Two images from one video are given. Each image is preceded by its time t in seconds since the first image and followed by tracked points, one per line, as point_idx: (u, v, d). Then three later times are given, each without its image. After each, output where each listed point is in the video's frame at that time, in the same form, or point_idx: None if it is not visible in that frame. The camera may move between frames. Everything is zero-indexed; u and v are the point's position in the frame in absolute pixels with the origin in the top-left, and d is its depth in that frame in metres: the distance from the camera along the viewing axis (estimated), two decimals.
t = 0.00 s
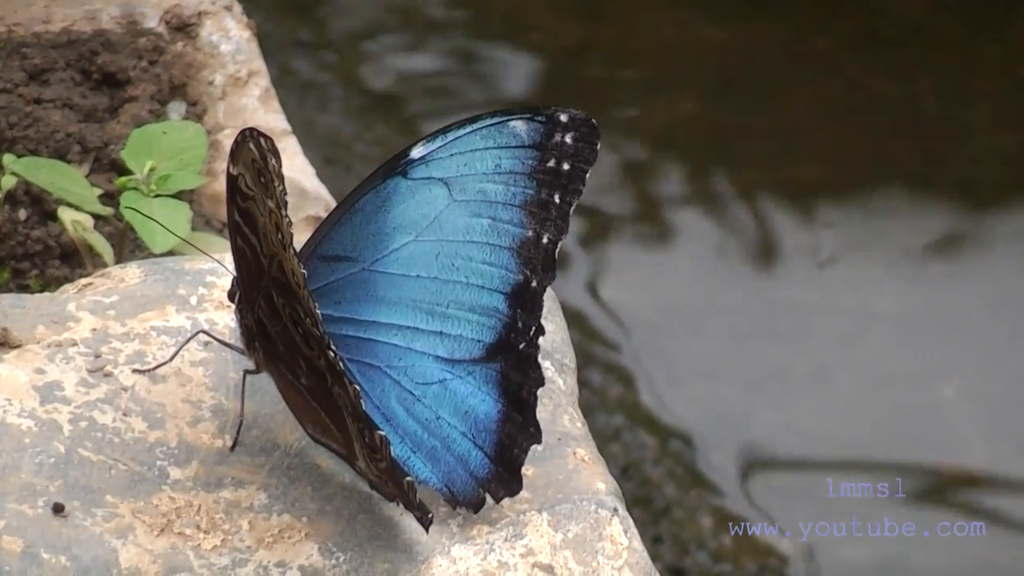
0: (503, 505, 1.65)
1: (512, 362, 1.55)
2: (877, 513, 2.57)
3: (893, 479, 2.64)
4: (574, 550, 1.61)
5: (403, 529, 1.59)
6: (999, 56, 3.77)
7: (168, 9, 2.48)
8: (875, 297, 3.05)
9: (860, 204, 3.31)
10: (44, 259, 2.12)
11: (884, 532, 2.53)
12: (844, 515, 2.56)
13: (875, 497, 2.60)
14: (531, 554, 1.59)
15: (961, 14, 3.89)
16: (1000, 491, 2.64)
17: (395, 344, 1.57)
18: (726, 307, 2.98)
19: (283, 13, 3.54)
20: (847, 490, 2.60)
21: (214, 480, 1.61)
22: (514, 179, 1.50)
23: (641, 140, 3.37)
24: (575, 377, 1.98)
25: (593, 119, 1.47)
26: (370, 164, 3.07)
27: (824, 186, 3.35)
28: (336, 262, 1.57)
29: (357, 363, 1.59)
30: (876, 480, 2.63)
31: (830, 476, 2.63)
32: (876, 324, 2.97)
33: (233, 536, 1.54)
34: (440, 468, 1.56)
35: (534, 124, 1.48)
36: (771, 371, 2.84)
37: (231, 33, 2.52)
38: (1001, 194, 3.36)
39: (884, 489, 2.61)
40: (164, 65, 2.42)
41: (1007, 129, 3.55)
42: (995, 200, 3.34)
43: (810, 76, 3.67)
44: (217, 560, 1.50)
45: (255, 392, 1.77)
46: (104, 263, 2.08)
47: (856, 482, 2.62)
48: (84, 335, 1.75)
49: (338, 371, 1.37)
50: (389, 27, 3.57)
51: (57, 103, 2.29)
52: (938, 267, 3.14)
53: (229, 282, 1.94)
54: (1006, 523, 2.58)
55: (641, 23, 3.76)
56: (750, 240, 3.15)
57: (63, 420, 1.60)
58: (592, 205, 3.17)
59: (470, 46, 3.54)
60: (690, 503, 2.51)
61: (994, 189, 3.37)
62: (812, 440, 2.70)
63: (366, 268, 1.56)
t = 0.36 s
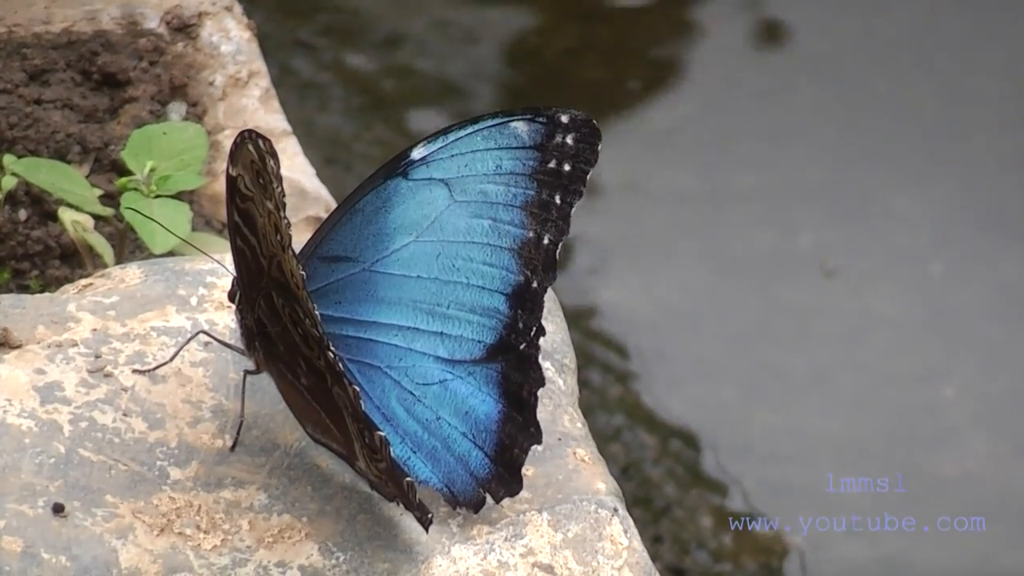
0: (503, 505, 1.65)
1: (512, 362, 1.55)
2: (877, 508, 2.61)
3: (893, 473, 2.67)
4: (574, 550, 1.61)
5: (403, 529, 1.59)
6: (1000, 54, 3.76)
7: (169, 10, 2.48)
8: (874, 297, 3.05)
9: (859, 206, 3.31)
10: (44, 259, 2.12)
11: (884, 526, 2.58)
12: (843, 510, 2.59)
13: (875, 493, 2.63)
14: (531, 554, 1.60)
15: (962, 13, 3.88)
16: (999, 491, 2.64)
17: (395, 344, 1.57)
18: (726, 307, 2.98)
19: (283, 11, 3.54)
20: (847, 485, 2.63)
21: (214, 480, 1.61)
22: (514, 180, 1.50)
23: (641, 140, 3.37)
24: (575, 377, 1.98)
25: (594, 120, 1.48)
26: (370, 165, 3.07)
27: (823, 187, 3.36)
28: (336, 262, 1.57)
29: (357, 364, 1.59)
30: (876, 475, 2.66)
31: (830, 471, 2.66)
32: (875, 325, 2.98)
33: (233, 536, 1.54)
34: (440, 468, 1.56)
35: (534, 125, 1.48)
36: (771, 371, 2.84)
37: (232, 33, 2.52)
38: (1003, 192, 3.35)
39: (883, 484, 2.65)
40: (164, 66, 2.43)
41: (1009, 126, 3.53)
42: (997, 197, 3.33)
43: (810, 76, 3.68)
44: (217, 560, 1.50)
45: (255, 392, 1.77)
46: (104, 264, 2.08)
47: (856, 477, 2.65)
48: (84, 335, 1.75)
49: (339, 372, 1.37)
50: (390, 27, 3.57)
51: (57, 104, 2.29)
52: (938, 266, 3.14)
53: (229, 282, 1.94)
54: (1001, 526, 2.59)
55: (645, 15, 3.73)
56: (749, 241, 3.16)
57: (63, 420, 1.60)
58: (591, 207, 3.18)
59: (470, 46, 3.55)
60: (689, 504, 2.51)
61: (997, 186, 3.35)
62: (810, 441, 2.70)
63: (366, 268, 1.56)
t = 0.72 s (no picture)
0: (503, 504, 1.65)
1: (513, 362, 1.55)
2: (878, 502, 2.61)
3: (893, 468, 2.66)
4: (575, 549, 1.61)
5: (404, 528, 1.59)
6: (1000, 51, 3.76)
7: (169, 9, 2.48)
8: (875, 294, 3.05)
9: (860, 204, 3.31)
10: (45, 258, 2.12)
11: (884, 521, 2.58)
12: (843, 504, 2.59)
13: (874, 488, 2.62)
14: (531, 553, 1.59)
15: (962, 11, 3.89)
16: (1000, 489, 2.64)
17: (396, 343, 1.57)
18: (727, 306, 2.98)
19: (283, 11, 3.54)
20: (847, 479, 2.63)
21: (215, 479, 1.61)
22: (515, 179, 1.50)
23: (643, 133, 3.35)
24: (576, 377, 1.98)
25: (595, 119, 1.48)
26: (370, 164, 3.07)
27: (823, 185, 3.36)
28: (337, 262, 1.57)
29: (358, 363, 1.58)
30: (876, 469, 2.66)
31: (831, 466, 2.65)
32: (876, 323, 2.97)
33: (234, 535, 1.54)
34: (441, 468, 1.56)
35: (536, 124, 1.48)
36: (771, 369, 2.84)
37: (232, 32, 2.52)
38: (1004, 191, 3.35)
39: (883, 479, 2.64)
40: (165, 65, 2.43)
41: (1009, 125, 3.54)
42: (996, 198, 3.34)
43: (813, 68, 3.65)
44: (218, 560, 1.50)
45: (256, 391, 1.77)
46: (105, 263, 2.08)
47: (856, 472, 2.64)
48: (85, 334, 1.75)
49: (339, 372, 1.37)
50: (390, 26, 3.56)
51: (57, 103, 2.29)
52: (938, 265, 3.15)
53: (229, 281, 1.94)
54: (1003, 525, 2.59)
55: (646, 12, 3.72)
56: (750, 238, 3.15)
57: (63, 420, 1.60)
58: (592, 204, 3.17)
59: (470, 44, 3.54)
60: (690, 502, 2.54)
61: (996, 187, 3.37)
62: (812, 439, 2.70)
63: (367, 267, 1.56)
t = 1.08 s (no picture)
0: (504, 504, 1.65)
1: (514, 362, 1.55)
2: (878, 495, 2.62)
3: (893, 463, 2.66)
4: (575, 549, 1.61)
5: (404, 528, 1.59)
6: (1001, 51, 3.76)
7: (169, 9, 2.48)
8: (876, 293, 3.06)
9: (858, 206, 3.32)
10: (45, 258, 2.12)
11: (884, 516, 2.58)
12: (844, 497, 2.60)
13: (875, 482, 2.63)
14: (531, 553, 1.60)
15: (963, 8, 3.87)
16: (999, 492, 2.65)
17: (397, 343, 1.57)
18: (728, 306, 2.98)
19: (283, 11, 3.55)
20: (847, 475, 2.64)
21: (215, 479, 1.61)
22: (516, 180, 1.50)
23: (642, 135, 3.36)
24: (577, 377, 1.98)
25: (596, 120, 1.48)
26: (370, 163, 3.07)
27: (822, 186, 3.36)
28: (337, 262, 1.57)
29: (359, 363, 1.59)
30: (876, 464, 2.66)
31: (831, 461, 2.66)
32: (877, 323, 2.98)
33: (234, 535, 1.54)
34: (442, 468, 1.56)
35: (536, 125, 1.49)
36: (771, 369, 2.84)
37: (233, 32, 2.52)
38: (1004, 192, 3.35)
39: (883, 474, 2.64)
40: (165, 65, 2.43)
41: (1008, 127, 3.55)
42: (993, 199, 3.34)
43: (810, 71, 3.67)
44: (218, 560, 1.50)
45: (256, 391, 1.77)
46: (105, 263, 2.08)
47: (856, 467, 2.65)
48: (85, 334, 1.75)
49: (338, 372, 1.37)
50: (390, 25, 3.56)
51: (57, 103, 2.29)
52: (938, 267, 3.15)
53: (230, 281, 1.94)
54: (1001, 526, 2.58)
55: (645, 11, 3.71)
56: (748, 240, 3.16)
57: (64, 419, 1.60)
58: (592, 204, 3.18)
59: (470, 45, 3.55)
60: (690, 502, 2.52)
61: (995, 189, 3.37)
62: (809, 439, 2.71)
63: (368, 267, 1.56)
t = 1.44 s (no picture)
0: (504, 507, 1.65)
1: (514, 365, 1.55)
2: (877, 490, 2.62)
3: (892, 458, 2.67)
4: (575, 552, 1.61)
5: (404, 530, 1.59)
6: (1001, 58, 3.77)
7: (169, 11, 2.48)
8: (877, 296, 3.06)
9: (860, 207, 3.30)
10: (45, 260, 2.12)
11: (884, 511, 2.58)
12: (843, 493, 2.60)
13: (874, 476, 2.63)
14: (531, 555, 1.59)
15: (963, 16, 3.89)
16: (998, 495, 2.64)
17: (397, 346, 1.57)
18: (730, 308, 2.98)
19: (283, 13, 3.55)
20: (848, 470, 2.63)
21: (215, 481, 1.61)
22: (517, 182, 1.50)
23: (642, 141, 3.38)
24: (577, 379, 1.98)
25: (597, 124, 1.49)
26: (370, 165, 3.07)
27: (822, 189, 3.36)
28: (337, 264, 1.57)
29: (359, 365, 1.58)
30: (876, 459, 2.66)
31: (831, 456, 2.67)
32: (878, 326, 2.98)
33: (234, 537, 1.54)
34: (442, 470, 1.56)
35: (537, 127, 1.49)
36: (772, 371, 2.84)
37: (233, 34, 2.52)
38: (1004, 197, 3.35)
39: (883, 469, 2.65)
40: (165, 67, 2.43)
41: (1008, 131, 3.54)
42: (994, 203, 3.34)
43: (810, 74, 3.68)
44: (218, 562, 1.50)
45: (256, 393, 1.77)
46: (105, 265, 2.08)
47: (856, 461, 2.65)
48: (85, 337, 1.75)
49: (337, 375, 1.37)
50: (391, 29, 3.57)
51: (57, 105, 2.29)
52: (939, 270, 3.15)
53: (229, 283, 1.94)
54: (998, 528, 2.58)
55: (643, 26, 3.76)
56: (750, 242, 3.16)
57: (63, 422, 1.60)
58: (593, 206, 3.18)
59: (471, 47, 3.55)
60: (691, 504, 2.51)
61: (996, 193, 3.37)
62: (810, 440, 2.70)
63: (369, 270, 1.56)
